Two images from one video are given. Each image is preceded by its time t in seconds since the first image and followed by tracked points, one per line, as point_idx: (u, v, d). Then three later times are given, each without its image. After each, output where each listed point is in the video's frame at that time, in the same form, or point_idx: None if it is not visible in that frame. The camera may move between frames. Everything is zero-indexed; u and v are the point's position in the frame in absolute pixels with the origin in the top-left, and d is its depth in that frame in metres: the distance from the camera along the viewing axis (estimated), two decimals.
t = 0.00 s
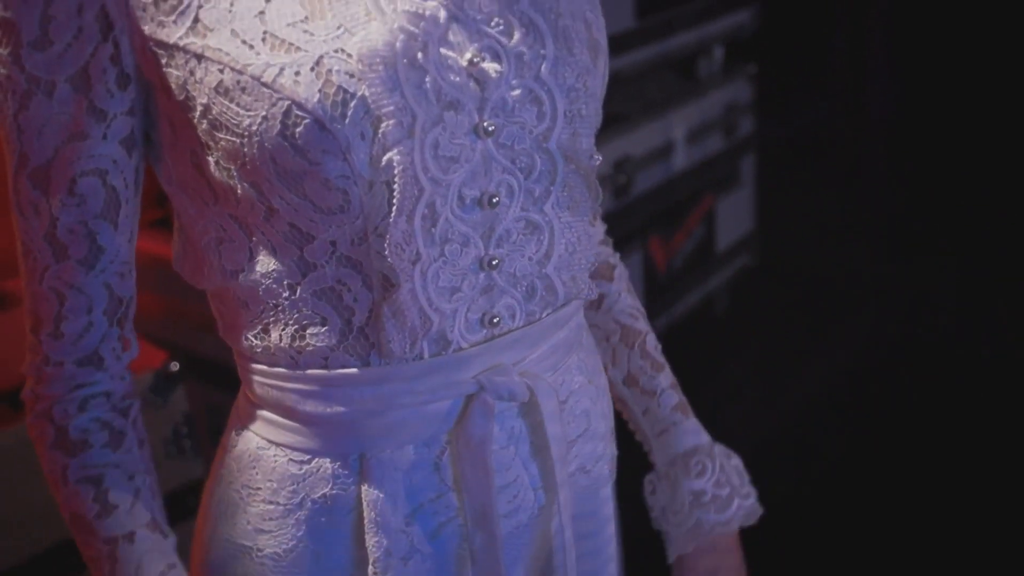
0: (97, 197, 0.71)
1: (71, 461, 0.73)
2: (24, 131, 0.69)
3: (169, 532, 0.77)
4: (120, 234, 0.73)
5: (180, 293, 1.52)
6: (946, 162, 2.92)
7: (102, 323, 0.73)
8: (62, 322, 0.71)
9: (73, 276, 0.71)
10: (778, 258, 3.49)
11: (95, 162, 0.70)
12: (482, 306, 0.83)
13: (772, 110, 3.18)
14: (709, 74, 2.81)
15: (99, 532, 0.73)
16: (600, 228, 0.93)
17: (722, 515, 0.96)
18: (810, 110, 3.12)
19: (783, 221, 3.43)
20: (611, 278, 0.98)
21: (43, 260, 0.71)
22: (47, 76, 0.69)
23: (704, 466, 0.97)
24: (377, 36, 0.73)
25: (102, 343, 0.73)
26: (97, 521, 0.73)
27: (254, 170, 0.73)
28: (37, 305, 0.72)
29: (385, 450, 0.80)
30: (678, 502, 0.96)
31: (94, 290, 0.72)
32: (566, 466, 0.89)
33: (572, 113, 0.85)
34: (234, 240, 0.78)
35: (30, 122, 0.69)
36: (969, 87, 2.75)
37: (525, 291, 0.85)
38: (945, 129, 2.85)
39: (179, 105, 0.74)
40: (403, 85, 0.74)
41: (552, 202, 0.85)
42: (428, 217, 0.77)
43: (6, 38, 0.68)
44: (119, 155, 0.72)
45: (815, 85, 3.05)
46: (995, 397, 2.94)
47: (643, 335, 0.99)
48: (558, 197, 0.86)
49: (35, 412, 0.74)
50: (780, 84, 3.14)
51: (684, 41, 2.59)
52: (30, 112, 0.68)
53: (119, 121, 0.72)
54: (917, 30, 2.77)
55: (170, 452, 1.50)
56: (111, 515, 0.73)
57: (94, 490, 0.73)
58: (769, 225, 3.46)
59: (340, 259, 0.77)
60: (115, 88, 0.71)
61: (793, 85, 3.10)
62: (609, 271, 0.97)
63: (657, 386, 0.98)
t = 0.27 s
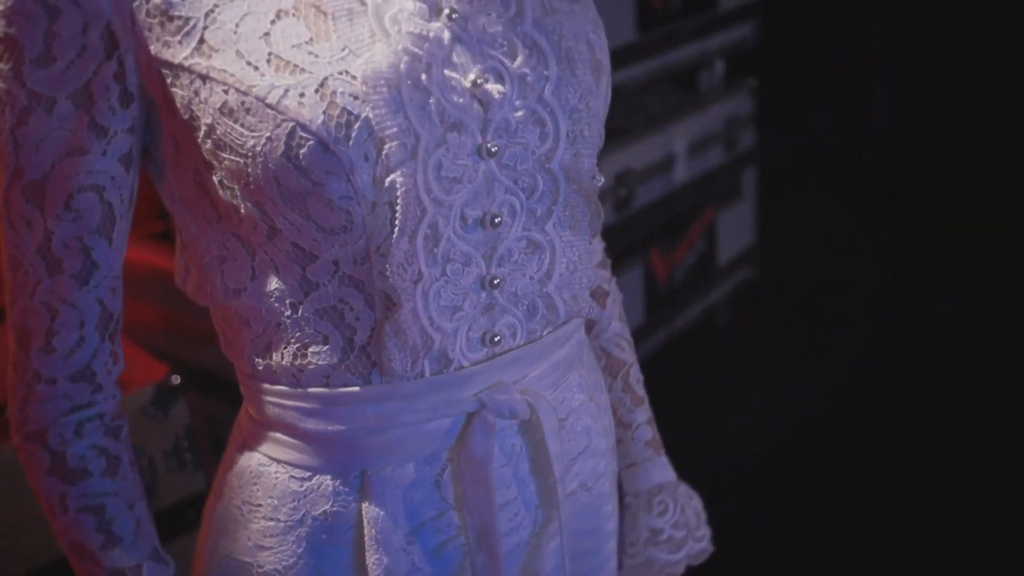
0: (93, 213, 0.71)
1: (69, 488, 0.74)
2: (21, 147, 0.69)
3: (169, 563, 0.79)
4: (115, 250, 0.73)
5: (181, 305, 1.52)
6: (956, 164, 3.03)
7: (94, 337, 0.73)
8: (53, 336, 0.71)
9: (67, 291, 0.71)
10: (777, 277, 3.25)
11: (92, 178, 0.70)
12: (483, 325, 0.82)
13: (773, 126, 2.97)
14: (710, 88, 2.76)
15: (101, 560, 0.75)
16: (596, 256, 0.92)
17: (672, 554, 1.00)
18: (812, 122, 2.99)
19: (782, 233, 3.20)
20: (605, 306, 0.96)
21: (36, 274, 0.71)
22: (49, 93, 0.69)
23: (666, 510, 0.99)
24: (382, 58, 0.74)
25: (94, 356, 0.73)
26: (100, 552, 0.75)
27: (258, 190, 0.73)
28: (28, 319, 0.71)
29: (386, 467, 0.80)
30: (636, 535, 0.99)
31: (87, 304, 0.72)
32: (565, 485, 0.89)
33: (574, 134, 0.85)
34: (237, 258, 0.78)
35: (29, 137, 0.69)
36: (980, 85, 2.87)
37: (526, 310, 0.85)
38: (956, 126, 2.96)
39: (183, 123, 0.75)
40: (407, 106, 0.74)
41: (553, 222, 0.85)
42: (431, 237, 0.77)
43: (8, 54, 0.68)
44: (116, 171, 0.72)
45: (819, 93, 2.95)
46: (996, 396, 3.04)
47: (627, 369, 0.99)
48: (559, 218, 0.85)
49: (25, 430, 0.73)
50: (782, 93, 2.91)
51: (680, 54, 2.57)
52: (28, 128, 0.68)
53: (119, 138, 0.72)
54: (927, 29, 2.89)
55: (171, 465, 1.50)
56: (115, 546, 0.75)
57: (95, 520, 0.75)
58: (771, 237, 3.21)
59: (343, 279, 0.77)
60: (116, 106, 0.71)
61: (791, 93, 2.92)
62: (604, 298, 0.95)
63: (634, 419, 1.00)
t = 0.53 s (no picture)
0: (107, 231, 0.71)
1: (91, 511, 0.75)
2: (33, 166, 0.70)
3: None
4: (129, 267, 0.74)
5: (184, 320, 1.53)
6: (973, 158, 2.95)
7: (111, 352, 0.74)
8: (71, 354, 0.72)
9: (83, 309, 0.72)
10: (781, 290, 3.24)
11: (105, 197, 0.71)
12: (483, 345, 0.83)
13: (775, 142, 3.02)
14: (712, 103, 2.77)
15: None
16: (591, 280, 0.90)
17: None
18: (815, 136, 3.05)
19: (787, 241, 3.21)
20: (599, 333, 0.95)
21: (51, 292, 0.71)
22: (57, 112, 0.69)
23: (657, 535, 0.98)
24: (387, 82, 0.74)
25: (111, 371, 0.74)
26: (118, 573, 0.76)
27: (262, 212, 0.74)
28: (44, 338, 0.72)
29: (384, 486, 0.80)
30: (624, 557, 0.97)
31: (102, 321, 0.73)
32: (564, 502, 0.89)
33: (577, 157, 0.85)
34: (238, 277, 0.79)
35: (39, 156, 0.69)
36: (975, 92, 2.90)
37: (526, 329, 0.85)
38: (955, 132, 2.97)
39: (189, 143, 0.75)
40: (412, 130, 0.74)
41: (554, 243, 0.85)
42: (432, 258, 0.78)
43: (19, 75, 0.70)
44: (128, 189, 0.73)
45: (821, 102, 3.03)
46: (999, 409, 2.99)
47: (621, 396, 0.98)
48: (560, 238, 0.86)
49: (45, 451, 0.74)
50: (785, 102, 2.99)
51: (684, 71, 2.59)
52: (39, 147, 0.69)
53: (131, 157, 0.72)
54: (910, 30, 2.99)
55: (173, 479, 1.50)
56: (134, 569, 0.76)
57: (115, 540, 0.76)
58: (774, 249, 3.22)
59: (344, 299, 0.77)
60: (126, 125, 0.72)
61: (794, 103, 2.99)
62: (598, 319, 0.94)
63: (628, 445, 0.99)
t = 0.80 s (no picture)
0: (112, 255, 0.72)
1: (97, 547, 0.75)
2: (38, 190, 0.69)
3: None
4: (132, 290, 0.74)
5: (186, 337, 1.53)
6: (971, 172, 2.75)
7: (114, 377, 0.74)
8: (75, 382, 0.73)
9: (88, 334, 0.72)
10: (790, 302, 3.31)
11: (112, 220, 0.71)
12: (483, 368, 0.83)
13: (780, 157, 3.07)
14: (714, 121, 2.83)
15: None
16: (602, 303, 0.91)
17: None
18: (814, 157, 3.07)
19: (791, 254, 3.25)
20: (611, 351, 0.96)
21: (55, 318, 0.71)
22: (64, 134, 0.69)
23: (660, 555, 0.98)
24: (391, 109, 0.74)
25: (113, 400, 0.75)
26: None
27: (264, 236, 0.74)
28: (46, 366, 0.73)
29: (383, 508, 0.80)
30: None
31: (107, 345, 0.73)
32: (564, 523, 0.89)
33: (578, 182, 0.85)
34: (239, 300, 0.79)
35: (45, 179, 0.69)
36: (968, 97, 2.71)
37: (525, 352, 0.85)
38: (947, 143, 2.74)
39: (193, 165, 0.75)
40: (414, 157, 0.75)
41: (554, 266, 0.85)
42: (433, 283, 0.78)
43: (25, 96, 0.69)
44: (134, 211, 0.73)
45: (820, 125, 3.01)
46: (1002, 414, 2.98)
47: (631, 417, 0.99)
48: (561, 262, 0.86)
49: (47, 484, 0.75)
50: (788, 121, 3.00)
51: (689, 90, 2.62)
52: (45, 169, 0.69)
53: (137, 178, 0.73)
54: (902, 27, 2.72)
55: (174, 497, 1.51)
56: None
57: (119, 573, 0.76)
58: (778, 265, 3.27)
59: (345, 324, 0.77)
60: (132, 146, 0.72)
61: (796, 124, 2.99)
62: (608, 343, 0.95)
63: (636, 470, 0.99)
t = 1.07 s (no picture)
0: (118, 280, 0.72)
1: None
2: (41, 220, 0.70)
3: None
4: (139, 315, 0.75)
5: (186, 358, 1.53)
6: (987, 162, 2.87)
7: (125, 408, 0.75)
8: (86, 414, 0.73)
9: (96, 364, 0.73)
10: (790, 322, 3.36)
11: (117, 245, 0.71)
12: (476, 395, 0.83)
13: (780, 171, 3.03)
14: (715, 139, 2.82)
15: None
16: (610, 335, 0.94)
17: None
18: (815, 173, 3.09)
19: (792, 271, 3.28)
20: (620, 387, 0.96)
21: (60, 351, 0.72)
22: (67, 161, 0.69)
23: None
24: (387, 140, 0.75)
25: (124, 430, 0.75)
26: None
27: (259, 263, 0.74)
28: (53, 401, 0.73)
29: (376, 533, 0.79)
30: None
31: (116, 373, 0.74)
32: (559, 548, 0.88)
33: (574, 212, 0.85)
34: (233, 326, 0.79)
35: (48, 208, 0.70)
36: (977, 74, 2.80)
37: (519, 379, 0.85)
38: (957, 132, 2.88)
39: (191, 191, 0.76)
40: (410, 186, 0.75)
41: (549, 295, 0.85)
42: (427, 311, 0.78)
43: (28, 121, 0.69)
44: (137, 235, 0.73)
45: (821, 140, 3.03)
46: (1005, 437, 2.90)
47: (640, 453, 0.98)
48: (556, 290, 0.86)
49: (60, 526, 0.75)
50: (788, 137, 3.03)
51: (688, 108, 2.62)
52: (48, 197, 0.69)
53: (139, 201, 0.73)
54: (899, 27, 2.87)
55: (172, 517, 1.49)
56: None
57: None
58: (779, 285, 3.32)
59: (339, 351, 0.77)
60: (134, 169, 0.72)
61: (799, 137, 3.03)
62: (617, 378, 0.95)
63: (644, 506, 0.99)
